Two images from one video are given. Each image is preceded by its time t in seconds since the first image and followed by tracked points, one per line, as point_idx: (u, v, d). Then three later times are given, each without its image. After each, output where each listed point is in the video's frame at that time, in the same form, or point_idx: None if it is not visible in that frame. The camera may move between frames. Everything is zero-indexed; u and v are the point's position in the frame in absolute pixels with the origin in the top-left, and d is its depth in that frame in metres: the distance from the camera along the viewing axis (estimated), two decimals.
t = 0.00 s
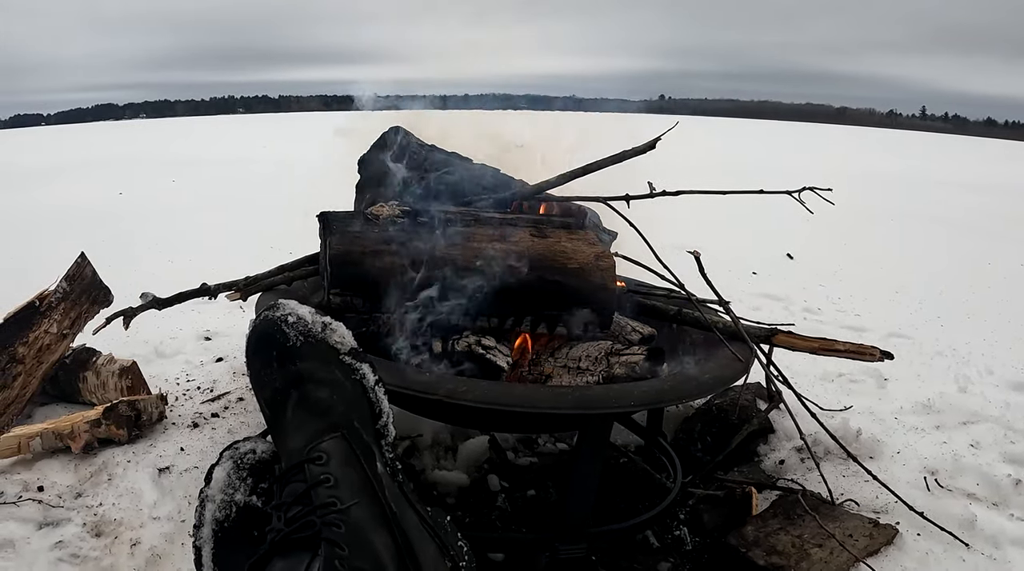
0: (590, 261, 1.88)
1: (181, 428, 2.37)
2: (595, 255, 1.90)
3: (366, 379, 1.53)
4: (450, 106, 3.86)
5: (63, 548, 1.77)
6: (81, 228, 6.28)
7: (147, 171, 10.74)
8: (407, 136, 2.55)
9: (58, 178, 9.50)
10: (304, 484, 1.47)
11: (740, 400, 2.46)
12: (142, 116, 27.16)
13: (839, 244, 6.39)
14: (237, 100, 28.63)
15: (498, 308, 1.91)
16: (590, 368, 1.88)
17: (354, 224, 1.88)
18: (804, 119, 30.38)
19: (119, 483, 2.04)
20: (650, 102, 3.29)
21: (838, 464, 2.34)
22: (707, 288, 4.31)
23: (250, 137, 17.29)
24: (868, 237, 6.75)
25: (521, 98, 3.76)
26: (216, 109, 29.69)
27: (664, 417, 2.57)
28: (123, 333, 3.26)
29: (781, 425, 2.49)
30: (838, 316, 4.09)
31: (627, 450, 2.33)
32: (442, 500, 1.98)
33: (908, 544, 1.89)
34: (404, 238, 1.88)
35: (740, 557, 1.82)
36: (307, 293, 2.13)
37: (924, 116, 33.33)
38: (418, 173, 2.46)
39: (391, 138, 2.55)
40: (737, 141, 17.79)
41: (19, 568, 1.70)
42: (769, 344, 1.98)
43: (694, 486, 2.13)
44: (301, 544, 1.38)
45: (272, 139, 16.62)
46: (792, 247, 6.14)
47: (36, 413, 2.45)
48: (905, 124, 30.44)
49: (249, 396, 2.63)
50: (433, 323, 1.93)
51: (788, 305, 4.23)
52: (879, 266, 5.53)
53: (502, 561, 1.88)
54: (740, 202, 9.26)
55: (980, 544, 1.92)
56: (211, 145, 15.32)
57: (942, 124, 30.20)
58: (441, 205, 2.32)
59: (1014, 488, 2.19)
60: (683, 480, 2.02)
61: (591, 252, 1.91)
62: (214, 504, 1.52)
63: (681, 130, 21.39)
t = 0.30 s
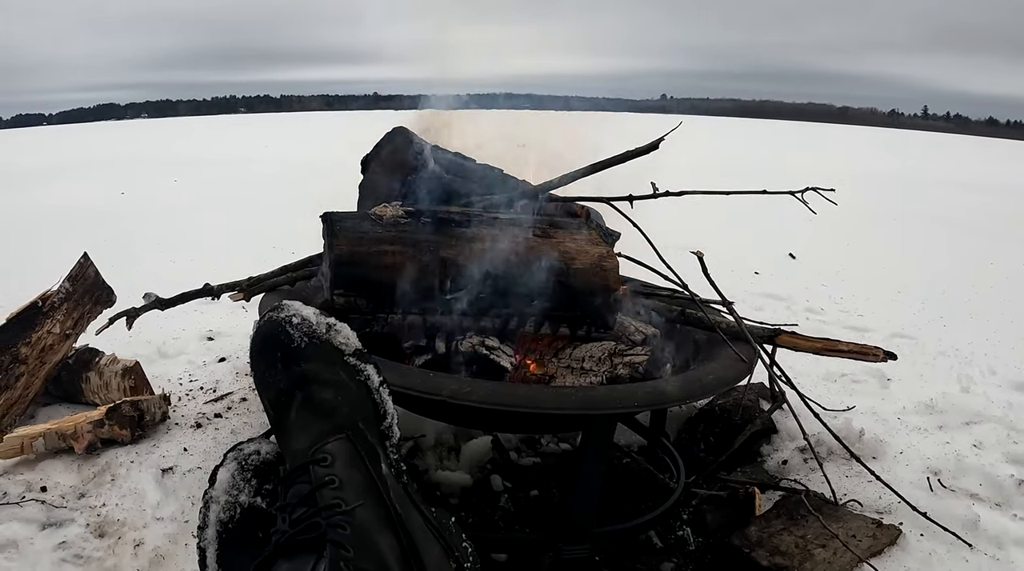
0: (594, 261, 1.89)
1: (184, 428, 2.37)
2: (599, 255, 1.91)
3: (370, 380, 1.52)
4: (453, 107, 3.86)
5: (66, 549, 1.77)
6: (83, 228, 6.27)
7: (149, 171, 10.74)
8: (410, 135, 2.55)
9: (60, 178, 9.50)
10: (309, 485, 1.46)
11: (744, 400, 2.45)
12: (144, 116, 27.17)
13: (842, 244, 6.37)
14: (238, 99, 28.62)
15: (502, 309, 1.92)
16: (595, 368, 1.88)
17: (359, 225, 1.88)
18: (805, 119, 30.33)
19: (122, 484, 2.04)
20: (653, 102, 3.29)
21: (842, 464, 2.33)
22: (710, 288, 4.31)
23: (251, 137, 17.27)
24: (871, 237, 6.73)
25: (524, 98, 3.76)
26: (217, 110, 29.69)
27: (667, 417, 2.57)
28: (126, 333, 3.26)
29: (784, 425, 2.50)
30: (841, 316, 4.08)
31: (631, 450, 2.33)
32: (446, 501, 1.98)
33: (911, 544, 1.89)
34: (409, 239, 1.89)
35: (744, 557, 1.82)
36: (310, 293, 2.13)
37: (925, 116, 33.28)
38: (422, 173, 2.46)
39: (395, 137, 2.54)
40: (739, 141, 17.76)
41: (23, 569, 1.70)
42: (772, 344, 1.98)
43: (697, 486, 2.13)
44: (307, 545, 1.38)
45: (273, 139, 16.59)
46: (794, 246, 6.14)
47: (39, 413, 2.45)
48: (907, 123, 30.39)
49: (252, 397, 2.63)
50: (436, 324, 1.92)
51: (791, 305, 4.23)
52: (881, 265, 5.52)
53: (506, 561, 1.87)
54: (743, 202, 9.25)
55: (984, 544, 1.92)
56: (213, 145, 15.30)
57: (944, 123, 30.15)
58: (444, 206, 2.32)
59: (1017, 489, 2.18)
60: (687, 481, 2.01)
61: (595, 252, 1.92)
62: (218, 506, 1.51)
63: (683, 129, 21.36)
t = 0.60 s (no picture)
0: (593, 259, 1.89)
1: (185, 427, 2.38)
2: (599, 254, 1.91)
3: (369, 378, 1.54)
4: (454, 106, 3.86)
5: (66, 548, 1.78)
6: (84, 228, 6.27)
7: (150, 171, 10.73)
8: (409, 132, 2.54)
9: (61, 178, 9.49)
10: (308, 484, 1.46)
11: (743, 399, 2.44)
12: (145, 116, 27.15)
13: (843, 243, 6.37)
14: (240, 99, 28.70)
15: (501, 308, 1.93)
16: (594, 367, 1.88)
17: (358, 224, 1.88)
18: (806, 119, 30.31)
19: (122, 483, 2.04)
20: (653, 101, 3.29)
21: (842, 464, 2.33)
22: (710, 288, 4.31)
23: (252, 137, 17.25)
24: (872, 237, 6.72)
25: (524, 98, 3.76)
26: (219, 110, 29.66)
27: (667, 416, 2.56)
28: (127, 332, 3.26)
29: (784, 424, 2.49)
30: (841, 316, 4.08)
31: (631, 450, 2.33)
32: (446, 500, 1.98)
33: (911, 543, 1.89)
34: (410, 237, 1.89)
35: (744, 557, 1.82)
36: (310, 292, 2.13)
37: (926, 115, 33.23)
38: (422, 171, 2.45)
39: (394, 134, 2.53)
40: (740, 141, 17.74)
41: (23, 568, 1.70)
42: (772, 343, 1.98)
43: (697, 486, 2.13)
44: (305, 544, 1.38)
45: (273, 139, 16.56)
46: (795, 246, 6.13)
47: (39, 412, 2.46)
48: (908, 123, 30.35)
49: (252, 395, 2.64)
50: (436, 323, 1.94)
51: (792, 305, 4.22)
52: (883, 265, 5.51)
53: (506, 560, 1.87)
54: (744, 202, 9.24)
55: (984, 544, 1.92)
56: (213, 145, 15.29)
57: (945, 123, 30.09)
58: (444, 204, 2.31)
59: (1017, 488, 2.18)
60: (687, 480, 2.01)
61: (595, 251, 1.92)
62: (217, 504, 1.52)
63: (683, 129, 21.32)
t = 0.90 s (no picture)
0: (592, 260, 1.89)
1: (184, 427, 2.38)
2: (597, 254, 1.91)
3: (367, 379, 1.56)
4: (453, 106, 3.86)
5: (66, 548, 1.78)
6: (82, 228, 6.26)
7: (150, 171, 10.73)
8: (406, 133, 2.54)
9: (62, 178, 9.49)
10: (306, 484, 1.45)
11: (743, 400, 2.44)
12: (146, 116, 27.15)
13: (843, 243, 6.36)
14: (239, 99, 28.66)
15: (501, 308, 1.93)
16: (592, 367, 1.88)
17: (357, 224, 1.88)
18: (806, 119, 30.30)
19: (122, 483, 2.04)
20: (653, 102, 3.29)
21: (841, 464, 2.34)
22: (709, 288, 4.31)
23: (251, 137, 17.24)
24: (872, 237, 6.72)
25: (524, 98, 3.76)
26: (220, 110, 29.65)
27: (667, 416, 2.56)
28: (127, 333, 3.26)
29: (783, 424, 2.49)
30: (840, 316, 4.08)
31: (631, 450, 2.33)
32: (445, 500, 1.98)
33: (910, 543, 1.89)
34: (409, 238, 1.89)
35: (744, 557, 1.82)
36: (310, 293, 2.13)
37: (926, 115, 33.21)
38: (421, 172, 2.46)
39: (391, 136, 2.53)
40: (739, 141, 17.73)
41: (22, 568, 1.70)
42: (772, 343, 1.98)
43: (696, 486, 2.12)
44: (304, 544, 1.38)
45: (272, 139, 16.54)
46: (795, 246, 6.13)
47: (39, 412, 2.46)
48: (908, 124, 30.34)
49: (251, 396, 2.64)
50: (435, 323, 1.94)
51: (791, 305, 4.22)
52: (883, 265, 5.51)
53: (505, 561, 1.87)
54: (743, 202, 9.23)
55: (983, 544, 1.92)
56: (212, 145, 15.28)
57: (945, 122, 30.07)
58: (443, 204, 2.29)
59: (1016, 488, 2.18)
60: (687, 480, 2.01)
61: (594, 252, 1.92)
62: (217, 504, 1.52)
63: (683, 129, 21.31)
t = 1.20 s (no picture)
0: (593, 259, 1.89)
1: (185, 426, 2.38)
2: (599, 253, 1.91)
3: (368, 378, 1.55)
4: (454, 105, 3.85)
5: (66, 547, 1.78)
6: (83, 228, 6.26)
7: (151, 171, 10.72)
8: (410, 133, 2.54)
9: (63, 178, 9.48)
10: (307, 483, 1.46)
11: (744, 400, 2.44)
12: (147, 116, 27.13)
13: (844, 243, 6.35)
14: (240, 99, 28.70)
15: (501, 308, 1.92)
16: (594, 366, 1.89)
17: (357, 223, 1.88)
18: (807, 119, 30.28)
19: (123, 482, 2.04)
20: (653, 102, 3.28)
21: (842, 463, 2.34)
22: (710, 288, 4.30)
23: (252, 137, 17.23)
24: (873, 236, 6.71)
25: (525, 97, 3.75)
26: (221, 111, 29.63)
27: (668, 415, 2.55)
28: (128, 332, 3.26)
29: (784, 424, 2.49)
30: (841, 315, 4.08)
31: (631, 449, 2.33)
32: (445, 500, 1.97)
33: (911, 543, 1.89)
34: (409, 237, 1.89)
35: (745, 557, 1.82)
36: (310, 292, 2.12)
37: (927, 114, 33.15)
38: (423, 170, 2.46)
39: (394, 135, 2.54)
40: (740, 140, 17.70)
41: (23, 568, 1.70)
42: (772, 343, 1.98)
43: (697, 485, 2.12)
44: (304, 543, 1.38)
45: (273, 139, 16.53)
46: (797, 246, 6.12)
47: (40, 411, 2.46)
48: (909, 123, 30.29)
49: (252, 395, 2.64)
50: (437, 323, 1.94)
51: (792, 304, 4.22)
52: (884, 265, 5.50)
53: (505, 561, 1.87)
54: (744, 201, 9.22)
55: (984, 543, 1.92)
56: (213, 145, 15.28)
57: (946, 121, 30.01)
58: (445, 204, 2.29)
59: (1018, 487, 2.18)
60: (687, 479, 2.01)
61: (596, 251, 1.92)
62: (218, 503, 1.52)
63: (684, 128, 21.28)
